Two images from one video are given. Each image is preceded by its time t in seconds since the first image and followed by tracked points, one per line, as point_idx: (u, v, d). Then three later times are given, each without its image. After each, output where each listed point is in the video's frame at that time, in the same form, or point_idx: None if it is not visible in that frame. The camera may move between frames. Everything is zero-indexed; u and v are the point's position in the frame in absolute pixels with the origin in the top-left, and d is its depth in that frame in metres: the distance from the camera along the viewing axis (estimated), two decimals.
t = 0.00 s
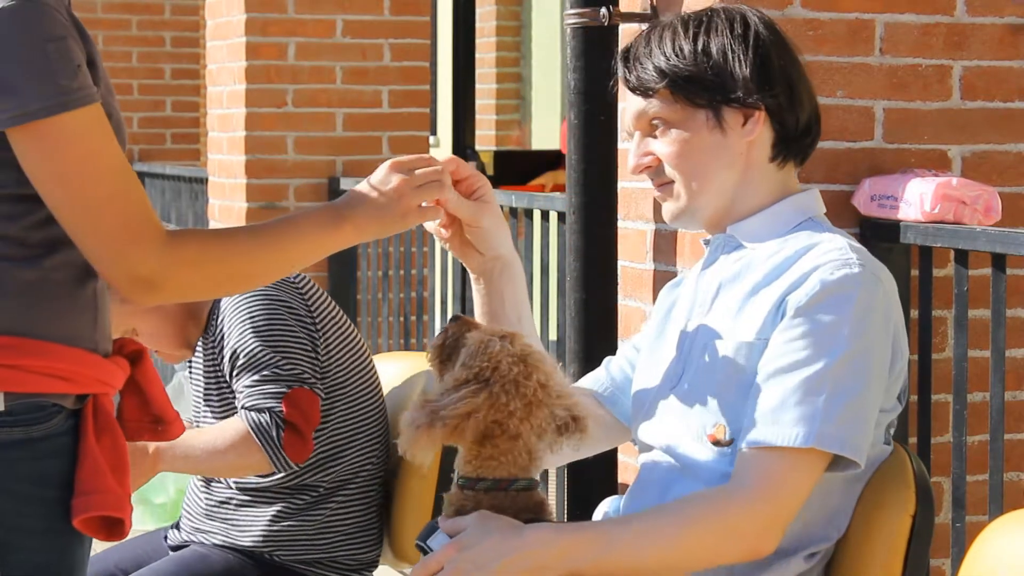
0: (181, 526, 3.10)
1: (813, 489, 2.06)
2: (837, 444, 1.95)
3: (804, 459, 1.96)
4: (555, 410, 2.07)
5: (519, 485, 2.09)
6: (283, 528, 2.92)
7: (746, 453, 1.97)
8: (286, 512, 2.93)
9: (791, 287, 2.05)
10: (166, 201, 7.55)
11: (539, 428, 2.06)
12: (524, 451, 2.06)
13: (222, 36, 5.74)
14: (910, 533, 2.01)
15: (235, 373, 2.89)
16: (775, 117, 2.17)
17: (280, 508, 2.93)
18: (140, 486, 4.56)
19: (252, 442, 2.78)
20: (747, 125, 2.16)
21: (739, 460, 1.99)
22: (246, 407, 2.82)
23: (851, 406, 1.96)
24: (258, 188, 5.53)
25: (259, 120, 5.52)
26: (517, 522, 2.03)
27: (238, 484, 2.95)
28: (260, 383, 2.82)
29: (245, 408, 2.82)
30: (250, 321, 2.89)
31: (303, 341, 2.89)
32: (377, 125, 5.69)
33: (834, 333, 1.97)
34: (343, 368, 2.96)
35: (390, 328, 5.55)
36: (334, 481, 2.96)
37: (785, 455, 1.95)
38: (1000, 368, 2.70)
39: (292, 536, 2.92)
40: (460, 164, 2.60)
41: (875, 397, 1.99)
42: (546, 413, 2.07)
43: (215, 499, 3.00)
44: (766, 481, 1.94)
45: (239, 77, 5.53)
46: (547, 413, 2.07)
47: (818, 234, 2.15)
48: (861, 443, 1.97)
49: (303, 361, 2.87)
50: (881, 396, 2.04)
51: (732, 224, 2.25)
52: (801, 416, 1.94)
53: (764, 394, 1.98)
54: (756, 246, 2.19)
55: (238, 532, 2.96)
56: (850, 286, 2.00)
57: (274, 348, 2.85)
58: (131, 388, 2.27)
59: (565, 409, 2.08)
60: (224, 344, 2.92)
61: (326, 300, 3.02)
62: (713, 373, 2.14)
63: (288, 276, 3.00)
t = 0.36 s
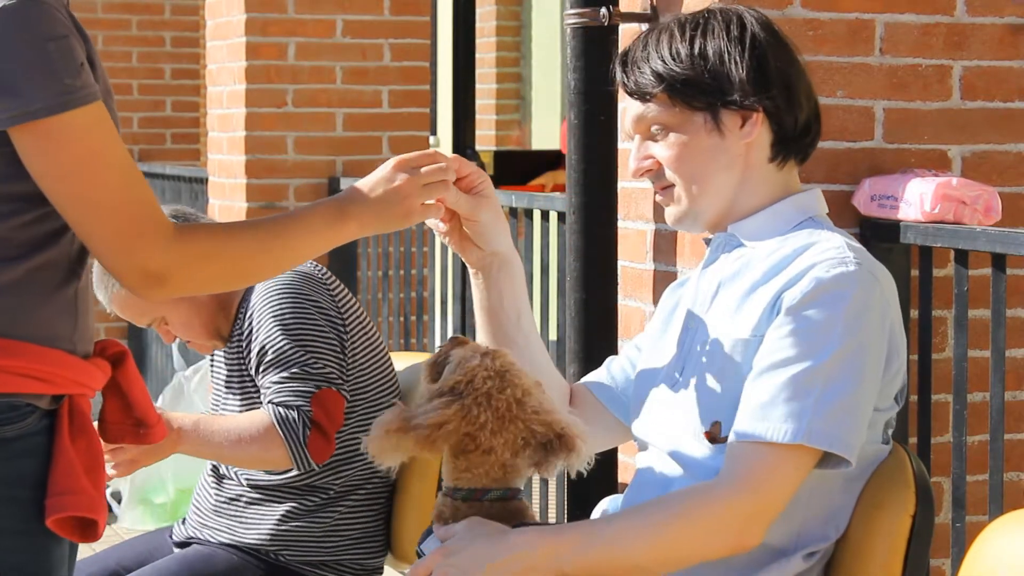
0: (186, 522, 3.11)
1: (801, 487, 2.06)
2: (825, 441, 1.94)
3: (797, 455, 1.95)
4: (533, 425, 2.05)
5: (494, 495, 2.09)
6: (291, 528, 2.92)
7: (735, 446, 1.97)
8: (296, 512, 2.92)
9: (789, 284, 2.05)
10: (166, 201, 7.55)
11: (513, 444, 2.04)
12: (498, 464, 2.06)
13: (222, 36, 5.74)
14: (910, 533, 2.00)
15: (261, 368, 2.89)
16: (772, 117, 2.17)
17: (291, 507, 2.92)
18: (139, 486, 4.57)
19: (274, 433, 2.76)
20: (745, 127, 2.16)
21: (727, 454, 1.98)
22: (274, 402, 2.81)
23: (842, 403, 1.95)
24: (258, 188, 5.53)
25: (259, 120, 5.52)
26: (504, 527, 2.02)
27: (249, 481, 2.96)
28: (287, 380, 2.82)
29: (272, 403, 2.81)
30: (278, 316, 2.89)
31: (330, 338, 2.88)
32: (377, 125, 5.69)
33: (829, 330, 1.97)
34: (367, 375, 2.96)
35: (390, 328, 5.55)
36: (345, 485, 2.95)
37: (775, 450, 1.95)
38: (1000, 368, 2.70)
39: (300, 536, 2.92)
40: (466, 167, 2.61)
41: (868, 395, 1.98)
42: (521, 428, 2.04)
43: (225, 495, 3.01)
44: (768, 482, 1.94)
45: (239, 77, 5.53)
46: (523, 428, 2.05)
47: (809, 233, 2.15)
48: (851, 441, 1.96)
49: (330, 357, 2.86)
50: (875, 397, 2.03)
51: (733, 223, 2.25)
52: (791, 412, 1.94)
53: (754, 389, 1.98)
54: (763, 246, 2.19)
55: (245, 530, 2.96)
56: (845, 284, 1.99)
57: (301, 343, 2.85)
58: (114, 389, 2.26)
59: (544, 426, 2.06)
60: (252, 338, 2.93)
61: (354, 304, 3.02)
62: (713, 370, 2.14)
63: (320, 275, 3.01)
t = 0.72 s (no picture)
0: (184, 524, 3.09)
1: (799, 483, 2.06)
2: (823, 436, 1.94)
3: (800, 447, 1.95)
4: (538, 414, 2.14)
5: (507, 492, 2.12)
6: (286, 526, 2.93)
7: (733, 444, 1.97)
8: (289, 510, 2.93)
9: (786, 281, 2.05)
10: (166, 201, 7.54)
11: (525, 434, 2.11)
12: (510, 457, 2.10)
13: (222, 36, 5.74)
14: (910, 533, 2.00)
15: (245, 374, 2.91)
16: (759, 121, 2.15)
17: (283, 506, 2.92)
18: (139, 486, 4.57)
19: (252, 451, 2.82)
20: (730, 134, 2.15)
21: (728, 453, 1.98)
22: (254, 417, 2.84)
23: (838, 400, 1.95)
24: (258, 188, 5.53)
25: (259, 120, 5.52)
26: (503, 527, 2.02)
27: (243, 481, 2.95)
28: (267, 392, 2.84)
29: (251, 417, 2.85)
30: (263, 322, 2.89)
31: (320, 350, 2.88)
32: (377, 125, 5.70)
33: (825, 327, 1.97)
34: (358, 373, 2.95)
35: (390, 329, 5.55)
36: (340, 482, 2.95)
37: (773, 447, 1.95)
38: (1000, 368, 2.70)
39: (295, 535, 2.93)
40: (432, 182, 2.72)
41: (864, 392, 1.98)
42: (528, 418, 2.12)
43: (220, 496, 2.99)
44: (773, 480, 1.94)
45: (239, 77, 5.53)
46: (530, 418, 2.13)
47: (809, 232, 2.15)
48: (849, 437, 1.96)
49: (317, 370, 2.86)
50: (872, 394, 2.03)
51: (731, 222, 2.24)
52: (788, 409, 1.94)
53: (751, 387, 1.98)
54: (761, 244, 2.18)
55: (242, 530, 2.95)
56: (840, 281, 1.99)
57: (288, 355, 2.85)
58: (119, 394, 2.27)
59: (548, 414, 2.15)
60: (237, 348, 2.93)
61: (345, 306, 3.01)
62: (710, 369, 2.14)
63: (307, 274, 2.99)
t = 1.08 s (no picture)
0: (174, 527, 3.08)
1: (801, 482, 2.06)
2: (823, 430, 1.93)
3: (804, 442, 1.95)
4: (519, 402, 2.22)
5: (498, 483, 2.18)
6: (274, 524, 2.93)
7: (734, 439, 1.97)
8: (274, 508, 2.93)
9: (782, 279, 2.05)
10: (166, 201, 7.54)
11: (508, 421, 2.19)
12: (497, 446, 2.18)
13: (222, 36, 5.74)
14: (910, 533, 2.00)
15: (210, 374, 2.91)
16: (744, 123, 2.13)
17: (268, 504, 2.93)
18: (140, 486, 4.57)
19: (224, 460, 2.82)
20: (718, 138, 2.14)
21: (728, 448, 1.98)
22: (222, 418, 2.85)
23: (837, 394, 1.95)
24: (258, 188, 5.54)
25: (259, 120, 5.52)
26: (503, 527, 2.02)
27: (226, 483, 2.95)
28: (233, 390, 2.84)
29: (219, 419, 2.85)
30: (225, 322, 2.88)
31: (280, 344, 2.88)
32: (377, 125, 5.70)
33: (822, 323, 1.96)
34: (322, 360, 2.96)
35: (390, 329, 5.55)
36: (323, 473, 2.97)
37: (775, 442, 1.94)
38: (1000, 368, 2.70)
39: (284, 532, 2.93)
40: (398, 224, 2.75)
41: (863, 385, 1.97)
42: (507, 404, 2.20)
43: (206, 501, 2.96)
44: (775, 477, 1.94)
45: (239, 77, 5.53)
46: (509, 404, 2.21)
47: (806, 230, 2.14)
48: (848, 432, 1.95)
49: (279, 363, 2.86)
50: (871, 389, 2.03)
51: (728, 223, 2.21)
52: (786, 405, 1.94)
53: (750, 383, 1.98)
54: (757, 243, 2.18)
55: (233, 532, 2.95)
56: (835, 276, 1.99)
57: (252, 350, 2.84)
58: (135, 392, 2.28)
59: (530, 405, 2.23)
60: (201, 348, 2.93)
61: (307, 297, 3.01)
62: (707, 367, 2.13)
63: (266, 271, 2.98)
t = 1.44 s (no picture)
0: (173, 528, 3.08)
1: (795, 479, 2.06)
2: (814, 429, 1.93)
3: (797, 443, 1.95)
4: (476, 395, 2.20)
5: (474, 478, 2.17)
6: (272, 524, 2.94)
7: (727, 438, 1.97)
8: (273, 507, 2.94)
9: (776, 279, 2.04)
10: (166, 201, 7.54)
11: (467, 418, 2.17)
12: (464, 444, 2.16)
13: (222, 36, 5.74)
14: (910, 533, 2.00)
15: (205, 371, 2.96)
16: (736, 124, 2.12)
17: (267, 504, 2.94)
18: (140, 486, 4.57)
19: (218, 452, 2.83)
20: (708, 139, 2.13)
21: (722, 448, 1.98)
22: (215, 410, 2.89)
23: (829, 393, 1.95)
24: (258, 188, 5.54)
25: (259, 120, 5.52)
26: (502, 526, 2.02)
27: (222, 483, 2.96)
28: (223, 380, 2.89)
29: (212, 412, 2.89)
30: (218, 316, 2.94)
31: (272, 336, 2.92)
32: (377, 125, 5.70)
33: (814, 322, 1.96)
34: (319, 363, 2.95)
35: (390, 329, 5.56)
36: (320, 472, 2.96)
37: (767, 441, 1.94)
38: (1000, 368, 2.70)
39: (282, 531, 2.93)
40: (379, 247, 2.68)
41: (856, 383, 1.97)
42: (462, 400, 2.19)
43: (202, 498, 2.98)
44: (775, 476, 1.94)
45: (239, 77, 5.53)
46: (463, 398, 2.19)
47: (799, 229, 2.14)
48: (840, 430, 1.95)
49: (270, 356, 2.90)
50: (864, 388, 2.02)
51: (723, 223, 2.21)
52: (778, 405, 1.94)
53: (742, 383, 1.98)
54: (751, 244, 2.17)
55: (230, 531, 2.96)
56: (828, 275, 1.99)
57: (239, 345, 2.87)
58: (133, 393, 2.27)
59: (489, 396, 2.21)
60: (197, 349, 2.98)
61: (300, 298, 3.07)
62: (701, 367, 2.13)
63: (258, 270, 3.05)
